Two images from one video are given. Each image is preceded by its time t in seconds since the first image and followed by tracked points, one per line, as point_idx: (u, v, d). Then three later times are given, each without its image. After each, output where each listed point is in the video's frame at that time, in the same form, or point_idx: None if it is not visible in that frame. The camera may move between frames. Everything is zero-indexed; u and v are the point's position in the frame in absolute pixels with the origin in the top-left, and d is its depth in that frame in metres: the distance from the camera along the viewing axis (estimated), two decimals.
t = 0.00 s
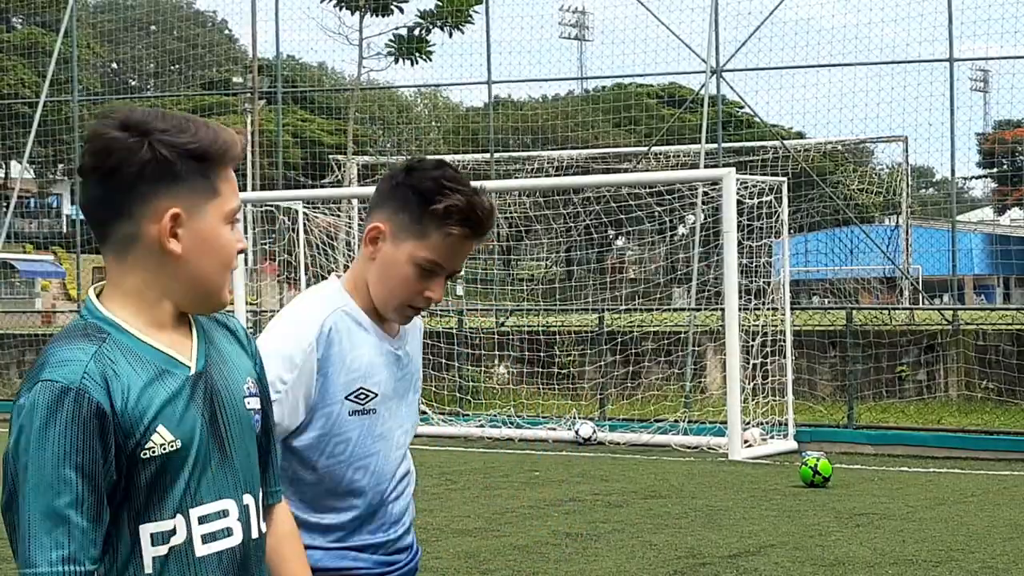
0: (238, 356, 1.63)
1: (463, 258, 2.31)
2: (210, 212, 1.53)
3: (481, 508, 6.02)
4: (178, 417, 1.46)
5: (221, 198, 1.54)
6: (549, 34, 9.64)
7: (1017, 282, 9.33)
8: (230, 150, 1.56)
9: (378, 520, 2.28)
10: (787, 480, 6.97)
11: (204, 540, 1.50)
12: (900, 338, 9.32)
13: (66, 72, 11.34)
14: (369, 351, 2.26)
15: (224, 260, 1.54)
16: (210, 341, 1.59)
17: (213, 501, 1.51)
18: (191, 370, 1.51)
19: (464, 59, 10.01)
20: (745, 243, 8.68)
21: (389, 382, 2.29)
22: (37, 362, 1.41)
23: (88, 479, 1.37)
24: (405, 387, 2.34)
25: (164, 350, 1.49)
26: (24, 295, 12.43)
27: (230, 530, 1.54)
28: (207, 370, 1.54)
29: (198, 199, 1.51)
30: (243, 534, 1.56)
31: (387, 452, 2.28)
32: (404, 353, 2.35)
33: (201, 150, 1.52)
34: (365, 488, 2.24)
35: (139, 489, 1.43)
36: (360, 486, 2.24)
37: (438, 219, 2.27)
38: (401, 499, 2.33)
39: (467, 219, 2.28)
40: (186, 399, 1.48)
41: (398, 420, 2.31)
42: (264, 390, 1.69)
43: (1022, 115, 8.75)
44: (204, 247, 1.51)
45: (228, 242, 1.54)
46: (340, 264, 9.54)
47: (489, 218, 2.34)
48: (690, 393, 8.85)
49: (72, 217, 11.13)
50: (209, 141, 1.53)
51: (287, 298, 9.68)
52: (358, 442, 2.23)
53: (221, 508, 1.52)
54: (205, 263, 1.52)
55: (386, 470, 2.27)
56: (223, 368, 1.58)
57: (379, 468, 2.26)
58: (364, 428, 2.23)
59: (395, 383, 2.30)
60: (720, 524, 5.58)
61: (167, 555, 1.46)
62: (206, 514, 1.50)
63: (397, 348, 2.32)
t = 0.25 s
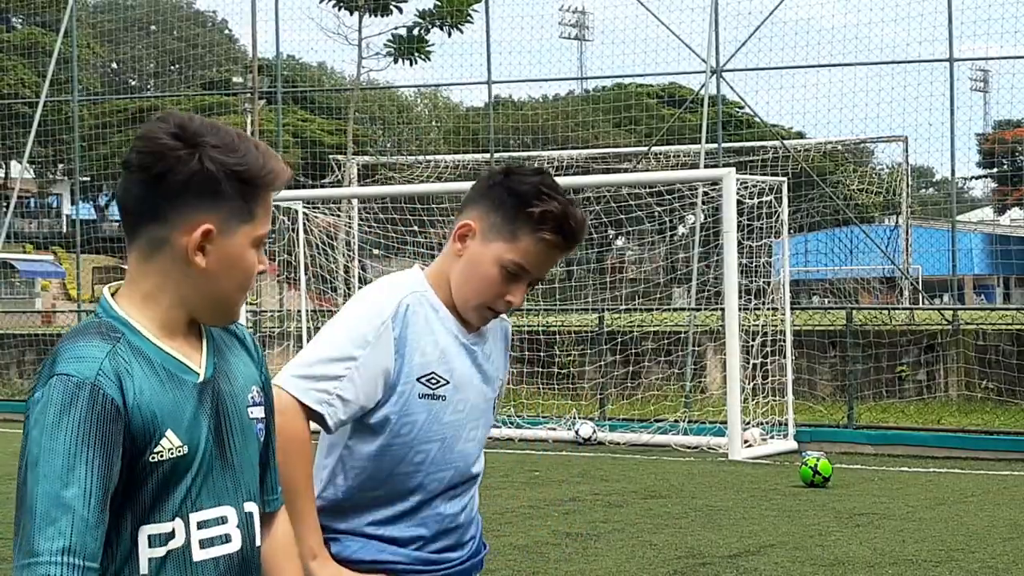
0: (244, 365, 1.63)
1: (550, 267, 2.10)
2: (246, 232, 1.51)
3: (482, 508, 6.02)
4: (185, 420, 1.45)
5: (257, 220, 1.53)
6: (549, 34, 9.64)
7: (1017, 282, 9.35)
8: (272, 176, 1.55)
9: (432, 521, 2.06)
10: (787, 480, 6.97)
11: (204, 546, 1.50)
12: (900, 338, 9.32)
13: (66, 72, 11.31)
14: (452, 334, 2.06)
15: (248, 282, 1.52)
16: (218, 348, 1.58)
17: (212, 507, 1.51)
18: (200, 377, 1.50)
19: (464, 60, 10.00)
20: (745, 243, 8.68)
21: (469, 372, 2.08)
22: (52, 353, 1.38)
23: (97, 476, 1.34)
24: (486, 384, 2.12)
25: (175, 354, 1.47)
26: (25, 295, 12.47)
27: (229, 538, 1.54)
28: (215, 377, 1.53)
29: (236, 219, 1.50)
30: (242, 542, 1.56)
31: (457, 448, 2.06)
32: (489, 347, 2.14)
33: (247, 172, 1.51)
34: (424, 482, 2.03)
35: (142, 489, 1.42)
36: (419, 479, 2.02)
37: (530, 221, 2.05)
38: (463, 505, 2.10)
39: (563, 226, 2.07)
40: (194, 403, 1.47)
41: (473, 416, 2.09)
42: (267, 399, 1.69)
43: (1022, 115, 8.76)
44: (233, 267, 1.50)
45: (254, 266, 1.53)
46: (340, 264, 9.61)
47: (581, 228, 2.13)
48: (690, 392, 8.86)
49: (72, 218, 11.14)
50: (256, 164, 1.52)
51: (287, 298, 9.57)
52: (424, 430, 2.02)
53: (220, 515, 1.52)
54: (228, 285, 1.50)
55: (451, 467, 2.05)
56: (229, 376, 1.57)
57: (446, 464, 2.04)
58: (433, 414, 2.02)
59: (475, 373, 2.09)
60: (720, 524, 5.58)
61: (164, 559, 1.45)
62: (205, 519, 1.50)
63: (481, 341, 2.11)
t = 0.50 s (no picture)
0: (267, 374, 1.72)
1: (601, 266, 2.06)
2: (272, 249, 1.60)
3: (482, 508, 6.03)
4: (200, 429, 1.55)
5: (286, 237, 1.62)
6: (549, 34, 9.64)
7: (1017, 282, 9.36)
8: (305, 197, 1.65)
9: (473, 523, 2.04)
10: (787, 480, 6.97)
11: (214, 550, 1.60)
12: (900, 338, 9.32)
13: (66, 71, 11.30)
14: (497, 334, 2.05)
15: (271, 298, 1.62)
16: (243, 356, 1.68)
17: (223, 513, 1.61)
18: (219, 384, 1.60)
19: (464, 59, 9.98)
20: (745, 243, 8.67)
21: (516, 374, 2.06)
22: (76, 350, 1.50)
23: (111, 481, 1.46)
24: (539, 387, 2.09)
25: (196, 360, 1.58)
26: (26, 295, 12.49)
27: (240, 543, 1.65)
28: (233, 386, 1.63)
29: (263, 237, 1.59)
30: (251, 548, 1.66)
31: (498, 451, 2.04)
32: (545, 349, 2.11)
33: (279, 191, 1.61)
34: (461, 483, 2.02)
35: (156, 492, 1.53)
36: (454, 479, 2.02)
37: (578, 220, 2.01)
38: (508, 509, 2.07)
39: (611, 224, 2.02)
40: (212, 412, 1.58)
41: (519, 420, 2.07)
42: (289, 407, 1.79)
43: (1022, 116, 8.78)
44: (256, 283, 1.60)
45: (279, 282, 1.62)
46: (340, 264, 9.60)
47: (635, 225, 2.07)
48: (690, 392, 8.87)
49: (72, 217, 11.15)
50: (288, 185, 1.62)
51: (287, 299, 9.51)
52: (462, 430, 2.02)
53: (231, 521, 1.63)
54: (250, 298, 1.60)
55: (491, 469, 2.03)
56: (249, 385, 1.67)
57: (485, 466, 2.03)
58: (472, 415, 2.02)
59: (523, 376, 2.07)
60: (720, 524, 5.58)
61: (175, 560, 1.56)
62: (216, 525, 1.60)
63: (534, 342, 2.09)
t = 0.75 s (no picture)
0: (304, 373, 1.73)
1: (606, 252, 2.00)
2: (297, 252, 1.62)
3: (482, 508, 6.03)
4: (221, 417, 1.57)
5: (314, 241, 1.63)
6: (549, 34, 9.64)
7: (1017, 282, 9.36)
8: (335, 201, 1.66)
9: (520, 536, 2.01)
10: (787, 480, 6.97)
11: (232, 541, 1.61)
12: (900, 338, 9.32)
13: (66, 71, 11.30)
14: (510, 345, 2.05)
15: (298, 300, 1.62)
16: (279, 354, 1.69)
17: (245, 506, 1.62)
18: (245, 377, 1.61)
19: (464, 60, 9.98)
20: (745, 243, 8.68)
21: (538, 381, 2.05)
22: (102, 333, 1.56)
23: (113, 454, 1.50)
24: (566, 387, 2.07)
25: (224, 352, 1.60)
26: (26, 295, 12.51)
27: (259, 538, 1.64)
28: (262, 380, 1.64)
29: (289, 237, 1.61)
30: (272, 544, 1.66)
31: (531, 460, 2.02)
32: (564, 350, 2.09)
33: (305, 193, 1.62)
34: (498, 500, 2.00)
35: (172, 476, 1.56)
36: (491, 497, 2.00)
37: (570, 212, 1.97)
38: (556, 514, 2.03)
39: (599, 211, 1.97)
40: (235, 403, 1.59)
41: (550, 426, 2.05)
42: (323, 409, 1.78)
43: (1022, 116, 8.77)
44: (282, 282, 1.61)
45: (306, 284, 1.63)
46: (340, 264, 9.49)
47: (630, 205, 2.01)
48: (691, 392, 8.89)
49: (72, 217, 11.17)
50: (315, 187, 1.63)
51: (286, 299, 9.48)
52: (488, 446, 2.01)
53: (253, 515, 1.63)
54: (276, 299, 1.61)
55: (529, 481, 2.01)
56: (280, 382, 1.67)
57: (520, 477, 2.01)
58: (497, 429, 2.02)
59: (546, 382, 2.06)
60: (721, 524, 5.58)
61: (191, 546, 1.58)
62: (236, 517, 1.61)
63: (551, 346, 2.08)
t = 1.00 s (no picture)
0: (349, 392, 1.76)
1: (602, 249, 1.90)
2: (344, 256, 1.70)
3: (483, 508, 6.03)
4: (238, 400, 1.65)
5: (362, 248, 1.71)
6: (549, 34, 9.64)
7: (1017, 282, 9.36)
8: (384, 211, 1.74)
9: (541, 543, 1.98)
10: (787, 480, 6.97)
11: (235, 525, 1.65)
12: (900, 338, 9.32)
13: (66, 71, 11.31)
14: (512, 350, 2.01)
15: (346, 305, 1.69)
16: (326, 366, 1.74)
17: (256, 495, 1.66)
18: (276, 372, 1.68)
19: (464, 59, 9.98)
20: (745, 243, 8.65)
21: (544, 383, 2.02)
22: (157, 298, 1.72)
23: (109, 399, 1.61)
24: (578, 383, 2.04)
25: (264, 345, 1.69)
26: (26, 295, 12.52)
27: (263, 529, 1.67)
28: (295, 383, 1.69)
29: (336, 241, 1.70)
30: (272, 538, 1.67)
31: (544, 466, 1.99)
32: (572, 349, 2.05)
33: (351, 200, 1.71)
34: (513, 511, 1.97)
35: (182, 447, 1.64)
36: (506, 509, 1.98)
37: (552, 213, 1.89)
38: (576, 518, 1.99)
39: (581, 209, 1.88)
40: (258, 392, 1.66)
41: (560, 429, 2.00)
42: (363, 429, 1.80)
43: (1021, 116, 8.78)
44: (327, 285, 1.68)
45: (355, 291, 1.70)
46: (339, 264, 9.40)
47: (617, 197, 1.91)
48: (691, 392, 8.93)
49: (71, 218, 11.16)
50: (362, 194, 1.72)
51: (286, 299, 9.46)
52: (498, 455, 1.98)
53: (263, 506, 1.67)
54: (321, 301, 1.69)
55: (544, 488, 1.98)
56: (316, 390, 1.71)
57: (534, 485, 1.98)
58: (504, 438, 1.98)
59: (553, 385, 2.02)
60: (720, 524, 5.58)
61: (194, 520, 1.64)
62: (245, 503, 1.66)
63: (558, 346, 2.03)
